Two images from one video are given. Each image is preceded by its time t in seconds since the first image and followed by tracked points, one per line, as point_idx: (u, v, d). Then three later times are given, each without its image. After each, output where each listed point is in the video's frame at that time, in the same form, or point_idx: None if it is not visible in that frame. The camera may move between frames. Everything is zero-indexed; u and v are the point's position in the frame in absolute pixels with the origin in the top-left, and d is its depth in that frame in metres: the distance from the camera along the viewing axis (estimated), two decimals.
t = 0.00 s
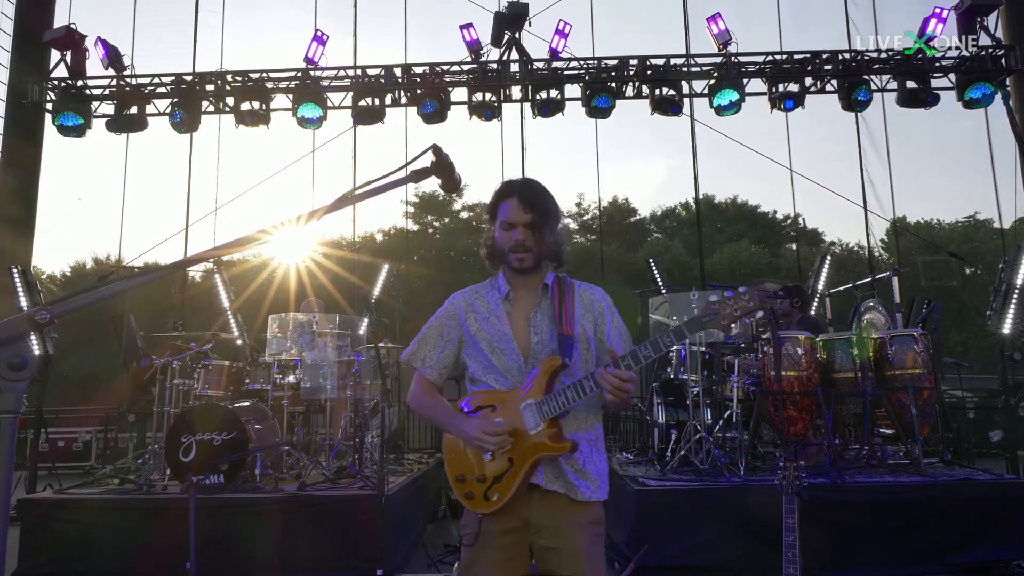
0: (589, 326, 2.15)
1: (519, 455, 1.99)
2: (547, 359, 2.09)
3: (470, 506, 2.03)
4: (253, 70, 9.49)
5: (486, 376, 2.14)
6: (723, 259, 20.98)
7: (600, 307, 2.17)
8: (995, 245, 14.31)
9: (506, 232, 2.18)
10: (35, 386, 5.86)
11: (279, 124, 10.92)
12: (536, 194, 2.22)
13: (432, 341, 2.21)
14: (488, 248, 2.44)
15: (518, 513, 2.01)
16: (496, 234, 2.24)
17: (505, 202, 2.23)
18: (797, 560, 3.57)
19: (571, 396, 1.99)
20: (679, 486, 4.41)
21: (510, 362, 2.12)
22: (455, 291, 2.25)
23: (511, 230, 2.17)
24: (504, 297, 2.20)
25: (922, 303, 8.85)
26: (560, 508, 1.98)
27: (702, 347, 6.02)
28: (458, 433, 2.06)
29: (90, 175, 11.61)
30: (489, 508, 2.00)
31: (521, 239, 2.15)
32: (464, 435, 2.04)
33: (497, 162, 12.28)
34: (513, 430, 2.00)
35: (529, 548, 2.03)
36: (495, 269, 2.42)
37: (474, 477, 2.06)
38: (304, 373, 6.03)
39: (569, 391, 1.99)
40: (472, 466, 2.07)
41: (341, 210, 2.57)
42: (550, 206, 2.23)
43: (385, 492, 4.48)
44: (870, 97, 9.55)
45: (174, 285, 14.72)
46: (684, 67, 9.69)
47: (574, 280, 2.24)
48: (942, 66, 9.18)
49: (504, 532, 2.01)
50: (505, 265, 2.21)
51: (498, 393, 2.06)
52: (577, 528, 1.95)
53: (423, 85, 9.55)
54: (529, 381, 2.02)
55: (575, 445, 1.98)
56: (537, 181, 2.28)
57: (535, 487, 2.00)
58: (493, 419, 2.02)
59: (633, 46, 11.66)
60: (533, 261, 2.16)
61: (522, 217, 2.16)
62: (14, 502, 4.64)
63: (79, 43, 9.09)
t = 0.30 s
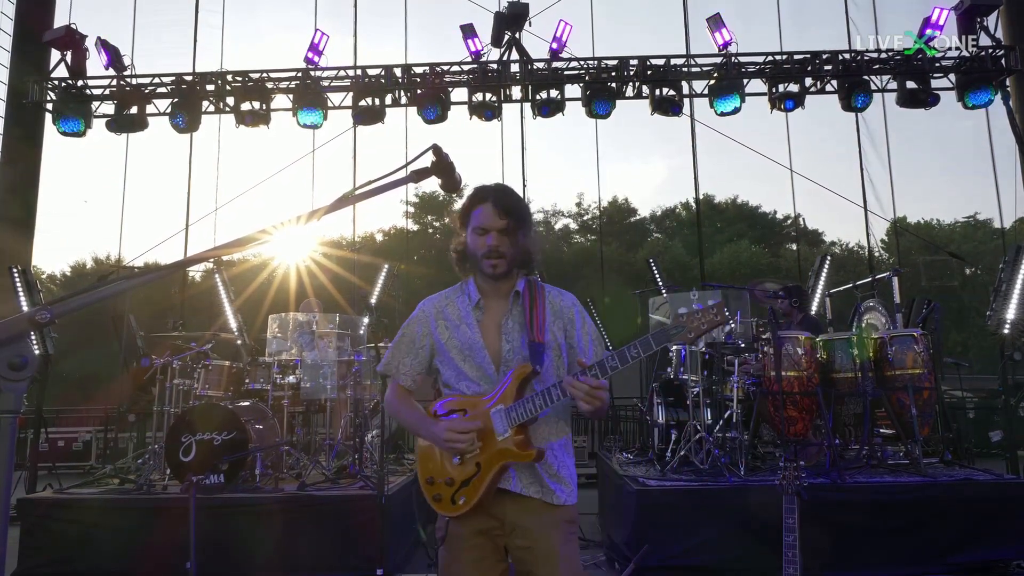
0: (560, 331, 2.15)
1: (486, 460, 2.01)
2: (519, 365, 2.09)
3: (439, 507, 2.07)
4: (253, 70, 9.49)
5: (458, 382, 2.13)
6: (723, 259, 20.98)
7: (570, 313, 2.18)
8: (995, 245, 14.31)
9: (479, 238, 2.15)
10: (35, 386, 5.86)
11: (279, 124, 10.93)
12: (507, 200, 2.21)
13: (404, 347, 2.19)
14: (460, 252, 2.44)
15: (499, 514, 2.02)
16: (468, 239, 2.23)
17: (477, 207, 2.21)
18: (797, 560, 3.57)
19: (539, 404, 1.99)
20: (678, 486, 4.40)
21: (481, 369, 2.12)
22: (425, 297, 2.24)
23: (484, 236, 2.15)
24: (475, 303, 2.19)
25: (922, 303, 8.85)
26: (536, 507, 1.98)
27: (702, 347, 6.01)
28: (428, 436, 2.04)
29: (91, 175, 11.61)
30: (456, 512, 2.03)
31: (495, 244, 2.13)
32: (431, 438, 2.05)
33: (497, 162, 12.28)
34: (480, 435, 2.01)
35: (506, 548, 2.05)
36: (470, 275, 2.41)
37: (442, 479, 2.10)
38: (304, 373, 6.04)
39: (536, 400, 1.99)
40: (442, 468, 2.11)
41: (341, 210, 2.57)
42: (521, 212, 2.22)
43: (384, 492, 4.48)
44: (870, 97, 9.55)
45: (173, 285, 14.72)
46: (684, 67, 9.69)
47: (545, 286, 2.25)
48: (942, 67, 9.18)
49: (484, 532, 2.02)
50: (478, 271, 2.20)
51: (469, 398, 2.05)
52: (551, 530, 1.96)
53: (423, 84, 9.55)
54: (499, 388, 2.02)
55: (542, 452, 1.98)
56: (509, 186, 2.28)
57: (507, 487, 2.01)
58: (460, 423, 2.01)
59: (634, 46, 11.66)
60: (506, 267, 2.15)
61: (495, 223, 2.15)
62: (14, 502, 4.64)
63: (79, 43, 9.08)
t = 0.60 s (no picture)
0: (542, 329, 2.17)
1: (471, 460, 2.01)
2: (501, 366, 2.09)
3: (424, 510, 2.07)
4: (253, 70, 9.49)
5: (441, 385, 2.14)
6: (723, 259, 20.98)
7: (551, 311, 2.19)
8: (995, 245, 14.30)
9: (466, 242, 2.15)
10: (35, 386, 5.86)
11: (280, 124, 10.93)
12: (491, 204, 2.22)
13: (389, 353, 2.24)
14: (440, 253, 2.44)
15: (492, 515, 2.01)
16: (452, 242, 2.22)
17: (464, 211, 2.21)
18: (797, 560, 3.57)
19: (524, 403, 1.99)
20: (678, 486, 4.39)
21: (465, 371, 2.12)
22: (407, 301, 2.25)
23: (471, 240, 2.15)
24: (457, 305, 2.20)
25: (922, 303, 8.84)
26: (524, 506, 1.98)
27: (703, 347, 6.00)
28: (413, 437, 2.06)
29: (90, 176, 11.61)
30: (442, 513, 2.03)
31: (482, 248, 2.14)
32: (416, 438, 2.06)
33: (497, 162, 12.28)
34: (465, 435, 2.01)
35: (495, 549, 2.05)
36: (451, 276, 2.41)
37: (427, 481, 2.10)
38: (304, 373, 6.05)
39: (521, 399, 1.99)
40: (426, 470, 2.11)
41: (341, 210, 2.57)
42: (506, 215, 2.24)
43: (384, 491, 4.48)
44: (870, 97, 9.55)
45: (173, 285, 14.70)
46: (684, 67, 9.68)
47: (526, 285, 2.25)
48: (942, 67, 9.18)
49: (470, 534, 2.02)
50: (463, 273, 2.20)
51: (453, 399, 2.06)
52: (537, 529, 1.96)
53: (423, 84, 9.54)
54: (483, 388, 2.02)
55: (527, 451, 1.97)
56: (492, 189, 2.29)
57: (493, 487, 2.00)
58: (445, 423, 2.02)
59: (634, 46, 11.66)
60: (491, 270, 2.15)
61: (481, 227, 2.16)
62: (14, 502, 4.64)
63: (79, 43, 9.06)
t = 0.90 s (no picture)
0: (539, 325, 2.17)
1: (473, 459, 2.01)
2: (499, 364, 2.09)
3: (427, 511, 2.07)
4: (254, 70, 9.49)
5: (438, 383, 2.14)
6: (723, 259, 20.99)
7: (547, 307, 2.20)
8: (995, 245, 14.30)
9: (461, 240, 2.15)
10: (35, 386, 5.86)
11: (280, 124, 10.94)
12: (487, 203, 2.23)
13: (384, 353, 2.25)
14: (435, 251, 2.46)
15: (491, 513, 2.02)
16: (447, 241, 2.22)
17: (460, 210, 2.21)
18: (797, 560, 3.57)
19: (527, 399, 2.00)
20: (677, 486, 4.39)
21: (462, 369, 2.12)
22: (402, 300, 2.26)
23: (466, 238, 2.14)
24: (452, 304, 2.20)
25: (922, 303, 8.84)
26: (525, 506, 1.98)
27: (703, 347, 6.00)
28: (412, 437, 2.06)
29: (91, 176, 11.61)
30: (446, 513, 2.03)
31: (477, 246, 2.14)
32: (416, 439, 2.05)
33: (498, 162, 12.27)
34: (467, 434, 2.01)
35: (496, 548, 2.05)
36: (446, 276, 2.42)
37: (430, 482, 2.10)
38: (304, 373, 6.05)
39: (523, 395, 1.99)
40: (429, 470, 2.12)
41: (342, 210, 2.57)
42: (500, 214, 2.25)
43: (384, 491, 4.49)
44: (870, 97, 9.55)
45: (173, 285, 14.71)
46: (684, 67, 9.68)
47: (521, 282, 2.26)
48: (942, 67, 9.16)
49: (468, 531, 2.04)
50: (458, 272, 2.20)
51: (451, 398, 2.06)
52: (538, 527, 1.96)
53: (423, 84, 9.54)
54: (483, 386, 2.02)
55: (530, 447, 1.98)
56: (488, 188, 2.30)
57: (493, 486, 2.00)
58: (446, 423, 2.02)
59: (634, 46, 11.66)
60: (486, 268, 2.15)
61: (477, 225, 2.16)
62: (14, 502, 4.64)
63: (79, 44, 9.06)
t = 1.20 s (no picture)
0: (549, 329, 2.17)
1: (484, 463, 2.00)
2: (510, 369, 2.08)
3: (436, 515, 2.05)
4: (254, 70, 9.49)
5: (448, 384, 2.14)
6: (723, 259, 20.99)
7: (557, 310, 2.20)
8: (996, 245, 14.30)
9: (473, 242, 2.14)
10: (35, 386, 5.85)
11: (280, 124, 10.94)
12: (499, 205, 2.23)
13: (391, 350, 2.23)
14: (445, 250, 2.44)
15: (499, 517, 2.00)
16: (458, 242, 2.22)
17: (471, 212, 2.20)
18: (796, 560, 3.57)
19: (539, 404, 2.00)
20: (678, 486, 4.39)
21: (472, 370, 2.11)
22: (411, 298, 2.24)
23: (478, 240, 2.14)
24: (462, 304, 2.20)
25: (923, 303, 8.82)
26: (533, 507, 1.99)
27: (703, 347, 5.99)
28: (422, 439, 2.05)
29: (91, 176, 11.61)
30: (455, 517, 2.02)
31: (489, 248, 2.13)
32: (426, 442, 2.05)
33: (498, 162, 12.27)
34: (479, 437, 2.00)
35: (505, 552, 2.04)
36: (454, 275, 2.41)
37: (438, 485, 2.08)
38: (304, 373, 6.03)
39: (537, 400, 2.00)
40: (436, 474, 2.10)
41: (341, 210, 2.57)
42: (512, 216, 2.24)
43: (384, 491, 4.49)
44: (870, 97, 9.55)
45: (173, 284, 14.70)
46: (684, 67, 9.68)
47: (531, 285, 2.27)
48: (941, 67, 9.16)
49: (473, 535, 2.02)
50: (469, 274, 2.19)
51: (461, 401, 2.06)
52: (551, 528, 1.97)
53: (423, 84, 9.54)
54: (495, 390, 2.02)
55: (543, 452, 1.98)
56: (499, 189, 2.29)
57: (505, 488, 2.00)
58: (458, 426, 2.02)
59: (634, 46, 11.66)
60: (498, 270, 2.14)
61: (489, 227, 2.16)
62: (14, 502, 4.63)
63: (80, 43, 9.06)
